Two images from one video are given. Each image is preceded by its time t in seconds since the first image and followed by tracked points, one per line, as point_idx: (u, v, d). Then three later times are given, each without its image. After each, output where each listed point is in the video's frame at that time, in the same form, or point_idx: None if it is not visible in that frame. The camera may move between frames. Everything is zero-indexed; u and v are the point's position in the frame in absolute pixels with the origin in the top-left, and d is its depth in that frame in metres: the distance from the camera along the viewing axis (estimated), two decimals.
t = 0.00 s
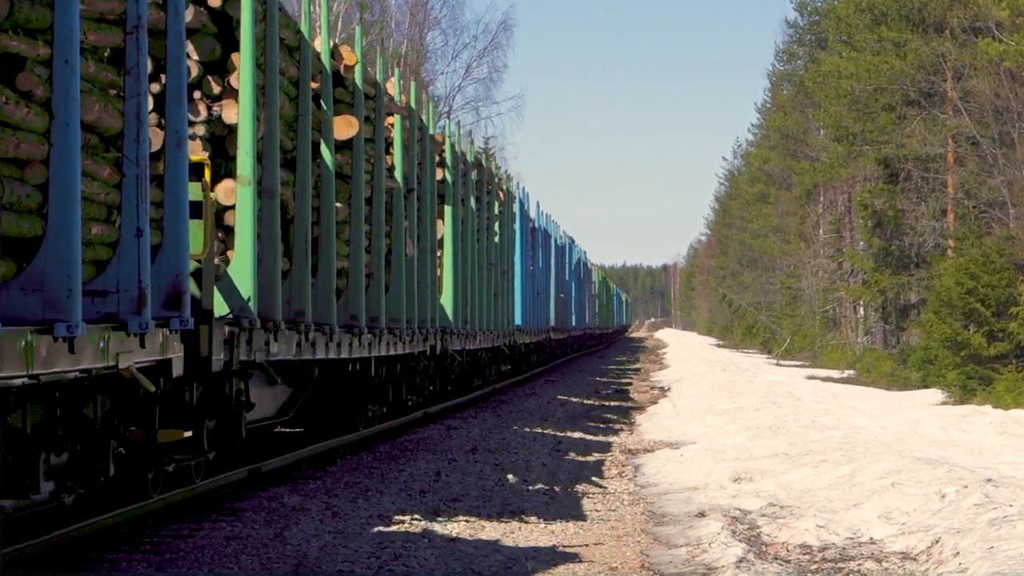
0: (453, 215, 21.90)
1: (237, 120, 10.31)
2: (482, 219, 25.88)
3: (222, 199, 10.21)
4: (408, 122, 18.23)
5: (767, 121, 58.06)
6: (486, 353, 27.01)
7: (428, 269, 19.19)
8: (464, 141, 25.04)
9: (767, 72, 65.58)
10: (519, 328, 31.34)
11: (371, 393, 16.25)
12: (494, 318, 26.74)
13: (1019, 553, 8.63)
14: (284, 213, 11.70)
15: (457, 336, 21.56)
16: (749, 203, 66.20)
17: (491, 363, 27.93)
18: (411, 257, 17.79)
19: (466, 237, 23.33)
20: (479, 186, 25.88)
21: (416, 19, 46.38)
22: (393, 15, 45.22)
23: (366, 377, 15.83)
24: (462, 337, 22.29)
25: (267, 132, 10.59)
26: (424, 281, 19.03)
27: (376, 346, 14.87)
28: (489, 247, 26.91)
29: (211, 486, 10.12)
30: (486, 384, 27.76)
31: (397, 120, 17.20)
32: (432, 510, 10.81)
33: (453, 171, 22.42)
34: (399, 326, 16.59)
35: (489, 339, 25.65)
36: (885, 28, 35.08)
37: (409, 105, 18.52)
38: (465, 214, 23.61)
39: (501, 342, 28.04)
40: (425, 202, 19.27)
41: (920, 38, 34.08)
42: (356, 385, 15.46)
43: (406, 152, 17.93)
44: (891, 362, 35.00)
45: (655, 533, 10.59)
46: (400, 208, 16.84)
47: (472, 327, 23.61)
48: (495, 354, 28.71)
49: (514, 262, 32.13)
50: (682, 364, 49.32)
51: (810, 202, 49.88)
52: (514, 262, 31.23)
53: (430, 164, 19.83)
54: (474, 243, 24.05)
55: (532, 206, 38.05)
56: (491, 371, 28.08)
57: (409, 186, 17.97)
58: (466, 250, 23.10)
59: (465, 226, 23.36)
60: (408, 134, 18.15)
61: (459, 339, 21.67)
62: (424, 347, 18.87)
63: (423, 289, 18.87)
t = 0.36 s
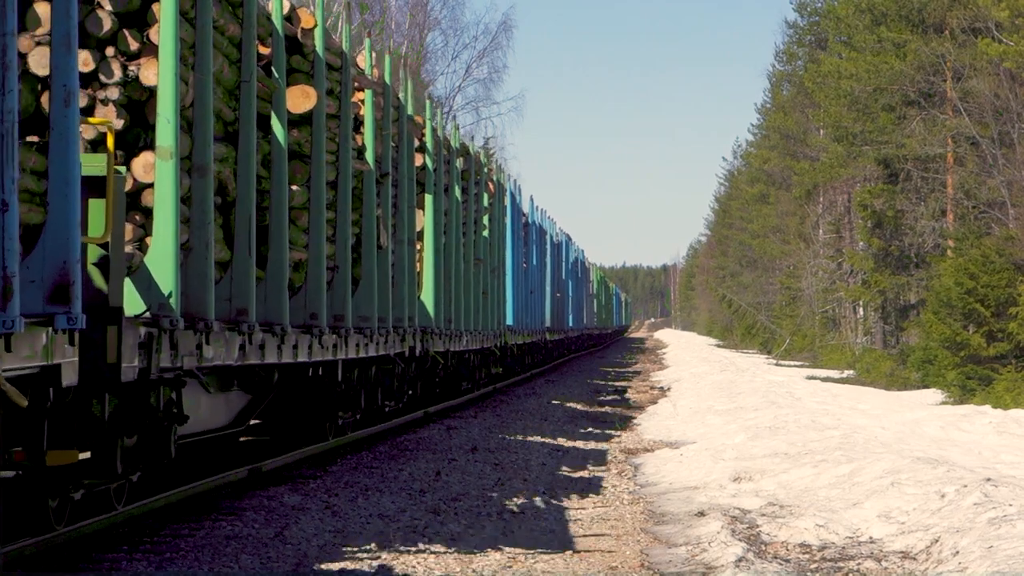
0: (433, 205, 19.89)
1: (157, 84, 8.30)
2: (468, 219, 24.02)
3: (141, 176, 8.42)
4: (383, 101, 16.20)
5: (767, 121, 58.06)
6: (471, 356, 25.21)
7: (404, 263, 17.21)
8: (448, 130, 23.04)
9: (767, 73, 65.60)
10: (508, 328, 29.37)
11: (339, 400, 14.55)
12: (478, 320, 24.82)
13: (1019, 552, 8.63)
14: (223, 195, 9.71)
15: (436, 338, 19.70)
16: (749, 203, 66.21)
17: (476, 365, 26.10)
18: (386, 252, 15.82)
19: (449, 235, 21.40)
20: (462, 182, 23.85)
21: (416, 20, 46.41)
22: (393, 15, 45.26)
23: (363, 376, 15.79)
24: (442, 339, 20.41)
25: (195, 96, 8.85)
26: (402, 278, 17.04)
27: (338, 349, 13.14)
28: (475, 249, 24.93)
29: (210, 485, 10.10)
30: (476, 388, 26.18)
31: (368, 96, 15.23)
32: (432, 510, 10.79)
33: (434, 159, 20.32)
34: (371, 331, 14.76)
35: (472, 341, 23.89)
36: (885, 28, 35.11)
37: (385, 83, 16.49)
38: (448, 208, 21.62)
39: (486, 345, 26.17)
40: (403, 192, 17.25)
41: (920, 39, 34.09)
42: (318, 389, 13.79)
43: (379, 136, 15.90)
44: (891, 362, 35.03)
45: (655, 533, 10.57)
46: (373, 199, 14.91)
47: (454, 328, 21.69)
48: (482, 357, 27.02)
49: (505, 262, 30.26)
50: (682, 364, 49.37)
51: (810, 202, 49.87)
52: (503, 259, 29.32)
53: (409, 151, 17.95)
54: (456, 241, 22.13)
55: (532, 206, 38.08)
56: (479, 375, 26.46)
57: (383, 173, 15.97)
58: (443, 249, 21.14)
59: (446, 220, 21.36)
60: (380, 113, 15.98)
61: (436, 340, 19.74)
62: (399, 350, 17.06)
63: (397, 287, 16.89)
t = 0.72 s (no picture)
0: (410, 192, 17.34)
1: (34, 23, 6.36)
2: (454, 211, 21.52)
3: (18, 139, 6.63)
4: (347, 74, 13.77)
5: (767, 121, 58.06)
6: (460, 359, 23.19)
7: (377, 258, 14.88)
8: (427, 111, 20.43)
9: (767, 73, 65.60)
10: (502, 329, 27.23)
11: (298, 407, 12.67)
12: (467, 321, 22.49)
13: (1019, 552, 8.63)
14: (184, 156, 8.88)
15: (417, 342, 17.45)
16: (749, 203, 66.25)
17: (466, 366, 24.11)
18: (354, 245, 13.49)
19: (431, 228, 18.97)
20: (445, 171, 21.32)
21: (417, 20, 46.41)
22: (393, 15, 45.25)
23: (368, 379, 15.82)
24: (426, 342, 18.24)
25: (90, 45, 6.94)
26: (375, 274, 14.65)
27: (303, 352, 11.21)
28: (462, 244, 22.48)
29: (211, 485, 10.12)
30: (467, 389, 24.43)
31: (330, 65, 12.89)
32: (432, 510, 10.82)
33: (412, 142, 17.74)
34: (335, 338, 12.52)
35: (461, 341, 21.78)
36: (886, 29, 35.11)
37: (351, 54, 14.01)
38: (428, 198, 19.17)
39: (477, 346, 24.06)
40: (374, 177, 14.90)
41: (921, 39, 34.06)
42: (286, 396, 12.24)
43: (341, 114, 13.49)
44: (892, 363, 35.05)
45: (655, 533, 10.60)
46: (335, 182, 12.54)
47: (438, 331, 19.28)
48: (474, 356, 25.10)
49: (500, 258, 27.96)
50: (683, 365, 49.47)
51: (810, 202, 49.85)
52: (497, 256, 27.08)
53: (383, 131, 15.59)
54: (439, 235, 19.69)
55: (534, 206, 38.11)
56: (470, 375, 24.69)
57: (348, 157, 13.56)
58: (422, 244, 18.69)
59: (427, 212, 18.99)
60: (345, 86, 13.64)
61: (417, 343, 17.49)
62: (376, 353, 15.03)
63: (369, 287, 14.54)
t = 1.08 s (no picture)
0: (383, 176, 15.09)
1: None
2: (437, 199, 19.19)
3: None
4: (303, 35, 11.39)
5: (767, 121, 58.06)
6: (444, 360, 21.34)
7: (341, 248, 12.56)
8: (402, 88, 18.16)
9: (767, 73, 65.61)
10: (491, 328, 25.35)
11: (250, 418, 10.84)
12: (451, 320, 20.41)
13: (1019, 552, 8.63)
14: (88, 120, 6.82)
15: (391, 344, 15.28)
16: (749, 204, 66.25)
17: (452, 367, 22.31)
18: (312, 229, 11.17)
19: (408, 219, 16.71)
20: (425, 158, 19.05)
21: (417, 20, 46.42)
22: (392, 15, 45.25)
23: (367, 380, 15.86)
24: (402, 342, 16.13)
25: None
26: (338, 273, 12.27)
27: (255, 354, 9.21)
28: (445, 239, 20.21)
29: (211, 486, 10.13)
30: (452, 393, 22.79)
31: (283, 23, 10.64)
32: (433, 510, 10.82)
33: (386, 121, 15.50)
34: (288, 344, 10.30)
35: (444, 342, 19.89)
36: (885, 29, 35.11)
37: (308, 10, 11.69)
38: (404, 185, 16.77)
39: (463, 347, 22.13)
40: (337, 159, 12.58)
41: (921, 39, 34.02)
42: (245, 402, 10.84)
43: (295, 81, 11.12)
44: (891, 363, 35.05)
45: (655, 534, 10.60)
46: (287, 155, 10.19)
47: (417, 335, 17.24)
48: (461, 355, 23.26)
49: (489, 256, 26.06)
50: (682, 365, 49.53)
51: (810, 202, 49.84)
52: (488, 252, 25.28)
53: (349, 107, 13.31)
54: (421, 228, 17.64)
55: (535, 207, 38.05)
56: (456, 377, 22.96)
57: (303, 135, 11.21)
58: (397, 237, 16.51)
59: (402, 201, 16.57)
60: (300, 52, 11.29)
61: (391, 344, 15.33)
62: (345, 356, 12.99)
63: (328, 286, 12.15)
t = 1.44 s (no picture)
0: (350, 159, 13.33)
1: None
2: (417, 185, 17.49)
3: None
4: None
5: (767, 121, 58.06)
6: (427, 362, 19.86)
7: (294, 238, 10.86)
8: (376, 63, 16.51)
9: (767, 72, 65.61)
10: (479, 328, 23.87)
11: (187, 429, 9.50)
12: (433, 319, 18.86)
13: (1020, 553, 8.62)
14: None
15: (359, 345, 13.68)
16: (749, 203, 66.22)
17: (439, 370, 20.86)
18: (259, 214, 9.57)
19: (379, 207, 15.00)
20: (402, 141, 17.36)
21: (416, 19, 46.40)
22: (392, 15, 45.25)
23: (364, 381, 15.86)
24: (372, 343, 14.56)
25: None
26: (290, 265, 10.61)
27: (206, 358, 8.22)
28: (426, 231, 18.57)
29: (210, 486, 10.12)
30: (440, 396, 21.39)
31: None
32: (432, 510, 10.81)
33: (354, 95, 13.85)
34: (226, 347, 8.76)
35: (426, 343, 18.41)
36: (885, 28, 35.09)
37: None
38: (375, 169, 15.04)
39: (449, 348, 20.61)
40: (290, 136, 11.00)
41: (921, 39, 33.98)
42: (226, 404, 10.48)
43: (236, 37, 9.47)
44: (892, 363, 35.03)
45: (656, 534, 10.59)
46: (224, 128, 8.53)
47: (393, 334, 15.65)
48: (450, 356, 21.82)
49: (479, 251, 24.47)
50: (683, 364, 49.57)
51: (810, 202, 49.82)
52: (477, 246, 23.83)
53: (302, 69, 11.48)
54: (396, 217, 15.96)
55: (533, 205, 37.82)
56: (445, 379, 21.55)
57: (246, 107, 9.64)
58: (368, 229, 14.84)
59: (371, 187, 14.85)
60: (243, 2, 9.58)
61: (359, 346, 13.75)
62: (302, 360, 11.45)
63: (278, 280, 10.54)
